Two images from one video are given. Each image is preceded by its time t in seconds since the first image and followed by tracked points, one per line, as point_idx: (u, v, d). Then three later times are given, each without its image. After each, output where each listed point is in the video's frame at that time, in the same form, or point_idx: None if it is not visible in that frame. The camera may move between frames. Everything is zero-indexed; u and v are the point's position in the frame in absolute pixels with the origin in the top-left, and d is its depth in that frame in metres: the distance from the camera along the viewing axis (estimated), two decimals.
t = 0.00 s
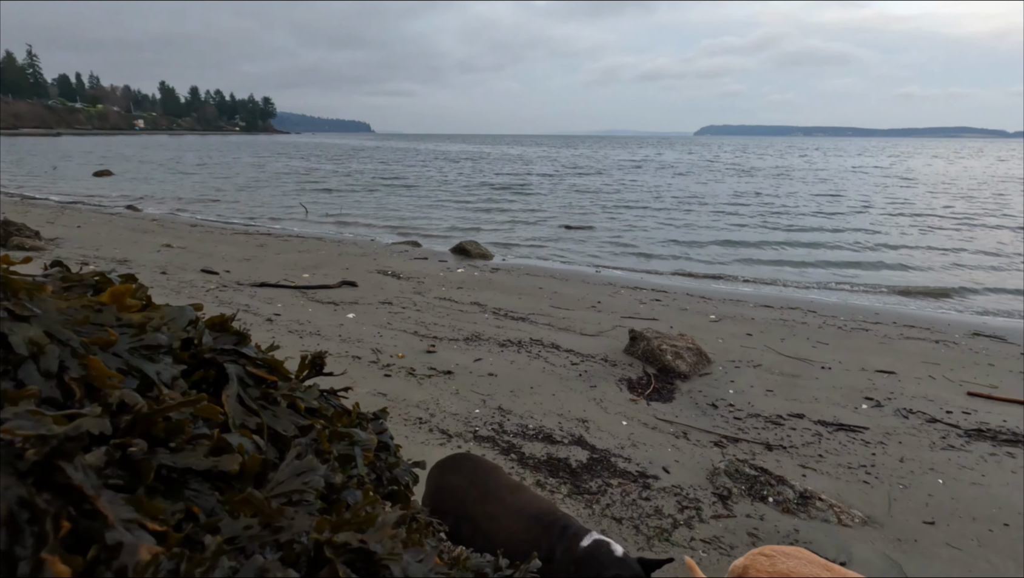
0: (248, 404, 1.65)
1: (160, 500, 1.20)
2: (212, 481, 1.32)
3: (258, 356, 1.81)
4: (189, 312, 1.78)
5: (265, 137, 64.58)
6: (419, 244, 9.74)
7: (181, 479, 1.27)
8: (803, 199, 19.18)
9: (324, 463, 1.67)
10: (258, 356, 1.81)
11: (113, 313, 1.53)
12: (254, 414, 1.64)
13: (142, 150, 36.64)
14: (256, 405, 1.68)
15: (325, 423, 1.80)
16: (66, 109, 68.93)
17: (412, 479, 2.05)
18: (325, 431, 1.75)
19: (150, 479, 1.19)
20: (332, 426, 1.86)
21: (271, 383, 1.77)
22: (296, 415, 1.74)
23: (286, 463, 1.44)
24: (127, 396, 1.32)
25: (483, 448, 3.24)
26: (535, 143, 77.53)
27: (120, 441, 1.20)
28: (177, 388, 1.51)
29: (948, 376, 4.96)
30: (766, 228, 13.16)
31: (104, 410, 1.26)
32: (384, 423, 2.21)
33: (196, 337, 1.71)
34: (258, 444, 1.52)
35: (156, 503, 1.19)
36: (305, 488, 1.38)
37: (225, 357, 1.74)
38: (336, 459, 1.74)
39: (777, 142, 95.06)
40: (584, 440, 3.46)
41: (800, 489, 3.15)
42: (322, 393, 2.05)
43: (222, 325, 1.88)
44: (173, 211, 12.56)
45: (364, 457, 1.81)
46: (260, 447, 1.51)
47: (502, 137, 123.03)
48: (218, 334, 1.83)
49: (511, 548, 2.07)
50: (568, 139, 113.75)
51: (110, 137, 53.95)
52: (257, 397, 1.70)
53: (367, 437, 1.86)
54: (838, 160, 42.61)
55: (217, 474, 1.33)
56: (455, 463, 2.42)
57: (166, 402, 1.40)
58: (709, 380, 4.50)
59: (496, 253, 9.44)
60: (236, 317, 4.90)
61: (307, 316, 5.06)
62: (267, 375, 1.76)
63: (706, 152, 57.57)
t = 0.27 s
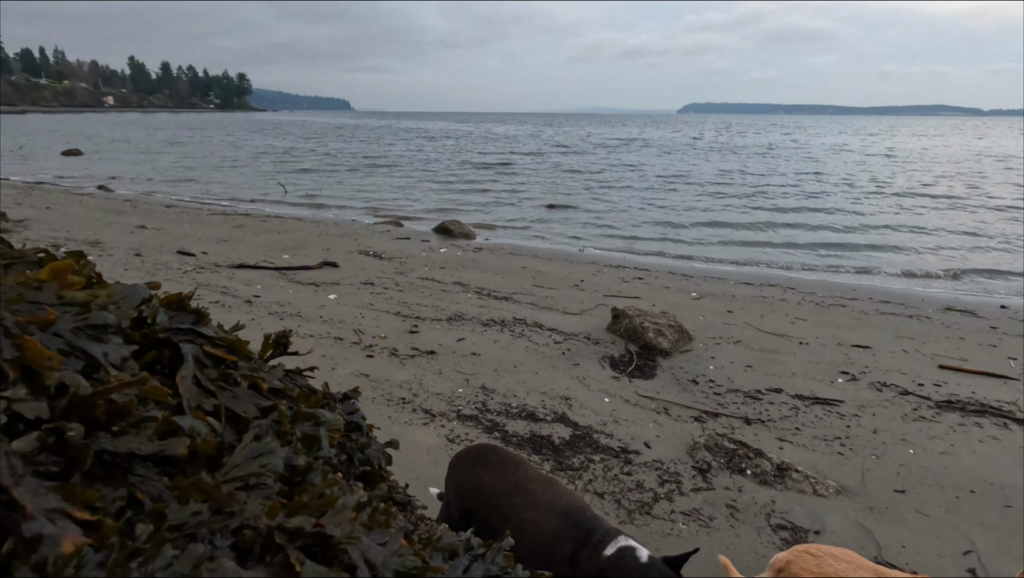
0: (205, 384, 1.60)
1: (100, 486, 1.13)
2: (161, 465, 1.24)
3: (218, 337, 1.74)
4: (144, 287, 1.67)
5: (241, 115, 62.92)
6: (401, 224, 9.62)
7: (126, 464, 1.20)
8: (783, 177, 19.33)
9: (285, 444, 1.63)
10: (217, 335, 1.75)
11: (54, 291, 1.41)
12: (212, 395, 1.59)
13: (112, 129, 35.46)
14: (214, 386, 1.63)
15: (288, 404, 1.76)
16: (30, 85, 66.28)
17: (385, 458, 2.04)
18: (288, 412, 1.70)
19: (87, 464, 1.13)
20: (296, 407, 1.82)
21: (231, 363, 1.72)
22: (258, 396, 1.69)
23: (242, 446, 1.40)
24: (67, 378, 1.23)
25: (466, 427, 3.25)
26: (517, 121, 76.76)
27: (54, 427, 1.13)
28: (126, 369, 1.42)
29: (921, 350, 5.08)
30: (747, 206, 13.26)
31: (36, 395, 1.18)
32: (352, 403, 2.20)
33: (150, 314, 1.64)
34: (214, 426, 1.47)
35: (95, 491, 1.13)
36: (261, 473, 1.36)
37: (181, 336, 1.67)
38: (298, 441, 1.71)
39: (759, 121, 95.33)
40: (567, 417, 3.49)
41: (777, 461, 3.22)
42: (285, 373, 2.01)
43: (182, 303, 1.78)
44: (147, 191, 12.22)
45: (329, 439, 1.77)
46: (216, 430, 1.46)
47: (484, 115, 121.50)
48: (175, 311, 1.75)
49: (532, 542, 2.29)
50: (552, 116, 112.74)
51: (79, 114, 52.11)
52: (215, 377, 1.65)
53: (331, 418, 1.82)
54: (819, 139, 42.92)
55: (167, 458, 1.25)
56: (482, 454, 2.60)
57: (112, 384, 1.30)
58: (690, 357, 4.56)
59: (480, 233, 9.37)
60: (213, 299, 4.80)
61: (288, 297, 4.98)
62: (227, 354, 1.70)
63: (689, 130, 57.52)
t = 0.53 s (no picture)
0: (153, 364, 1.67)
1: (27, 471, 1.24)
2: (97, 446, 1.35)
3: (168, 315, 1.81)
4: (88, 266, 1.76)
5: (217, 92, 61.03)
6: (385, 203, 9.47)
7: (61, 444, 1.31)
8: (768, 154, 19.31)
9: (239, 424, 1.70)
10: (167, 313, 1.81)
11: None
12: (160, 375, 1.66)
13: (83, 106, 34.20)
14: (164, 365, 1.69)
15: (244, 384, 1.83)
16: None
17: (353, 437, 2.10)
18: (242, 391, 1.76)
19: (16, 446, 1.25)
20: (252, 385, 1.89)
21: (182, 342, 1.78)
22: (211, 376, 1.76)
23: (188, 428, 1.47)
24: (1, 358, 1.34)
25: (450, 406, 3.26)
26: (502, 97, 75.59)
27: None
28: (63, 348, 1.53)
29: (897, 324, 5.18)
30: (732, 184, 13.26)
31: None
32: (320, 381, 2.25)
33: (94, 293, 1.71)
34: (160, 406, 1.55)
35: (23, 474, 1.23)
36: (207, 455, 1.43)
37: (128, 315, 1.75)
38: (255, 420, 1.76)
39: (744, 97, 95.02)
40: (550, 394, 3.51)
41: (755, 434, 3.29)
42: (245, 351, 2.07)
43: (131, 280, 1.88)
44: (122, 171, 11.85)
45: (287, 418, 1.82)
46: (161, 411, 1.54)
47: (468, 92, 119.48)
48: (124, 289, 1.84)
49: (557, 545, 2.26)
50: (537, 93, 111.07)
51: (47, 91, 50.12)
52: (165, 356, 1.72)
53: (291, 397, 1.87)
54: (804, 115, 42.88)
55: (102, 439, 1.35)
56: (499, 457, 2.59)
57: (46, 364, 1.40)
58: (673, 333, 4.60)
59: (464, 212, 9.26)
60: (191, 281, 4.71)
61: (268, 278, 4.91)
62: (177, 333, 1.76)
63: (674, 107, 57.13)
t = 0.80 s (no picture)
0: (109, 343, 1.67)
1: None
2: (47, 427, 1.38)
3: (126, 294, 1.82)
4: (40, 244, 1.79)
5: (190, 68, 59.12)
6: (366, 183, 9.32)
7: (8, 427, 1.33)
8: (752, 131, 19.31)
9: (201, 405, 1.68)
10: (124, 293, 1.82)
11: None
12: (116, 354, 1.67)
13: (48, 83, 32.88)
14: (121, 344, 1.70)
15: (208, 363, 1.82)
16: None
17: (327, 417, 2.09)
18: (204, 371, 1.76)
19: None
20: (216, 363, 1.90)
21: (141, 321, 1.79)
22: (172, 355, 1.76)
23: (145, 410, 1.48)
24: None
25: (434, 385, 3.26)
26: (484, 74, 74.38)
27: None
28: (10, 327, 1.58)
29: (873, 298, 5.28)
30: (715, 162, 13.26)
31: None
32: (294, 361, 2.24)
33: (47, 272, 1.74)
34: (116, 385, 1.56)
35: None
36: (166, 435, 1.45)
37: (83, 295, 1.76)
38: (220, 400, 1.75)
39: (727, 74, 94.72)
40: (534, 371, 3.54)
41: (735, 408, 3.35)
42: (211, 330, 2.07)
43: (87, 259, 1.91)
44: (92, 151, 11.47)
45: (254, 398, 1.82)
46: (117, 390, 1.54)
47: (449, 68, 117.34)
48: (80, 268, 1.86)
49: (585, 551, 2.12)
50: (519, 70, 109.62)
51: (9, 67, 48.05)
52: (123, 335, 1.72)
53: (257, 375, 1.87)
54: (787, 92, 42.87)
55: (51, 420, 1.39)
56: (517, 454, 2.40)
57: None
58: (655, 310, 4.63)
59: (447, 191, 9.15)
60: (167, 264, 4.61)
61: (248, 260, 4.82)
62: (134, 313, 1.77)
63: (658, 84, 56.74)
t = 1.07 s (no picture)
0: (64, 326, 1.65)
1: None
2: None
3: (82, 275, 1.80)
4: None
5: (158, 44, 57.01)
6: (345, 163, 9.15)
7: None
8: (733, 108, 19.32)
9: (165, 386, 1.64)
10: (80, 274, 1.79)
11: None
12: (71, 336, 1.64)
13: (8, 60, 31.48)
14: (77, 326, 1.68)
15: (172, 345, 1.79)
16: None
17: (301, 398, 2.06)
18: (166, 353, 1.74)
19: None
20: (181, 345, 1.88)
21: (99, 303, 1.77)
22: (133, 338, 1.74)
23: (102, 394, 1.46)
24: None
25: (417, 365, 3.26)
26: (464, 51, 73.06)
27: None
28: None
29: (849, 273, 5.37)
30: (697, 139, 13.26)
31: None
32: (267, 343, 2.21)
33: None
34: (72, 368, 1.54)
35: None
36: (125, 418, 1.42)
37: (36, 277, 1.73)
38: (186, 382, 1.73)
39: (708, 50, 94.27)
40: (517, 350, 3.55)
41: (715, 382, 3.41)
42: (178, 312, 2.03)
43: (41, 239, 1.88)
44: (58, 131, 11.07)
45: (221, 379, 1.79)
46: (73, 373, 1.52)
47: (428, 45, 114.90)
48: (34, 248, 1.83)
49: (617, 546, 2.13)
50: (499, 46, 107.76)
51: None
52: (80, 318, 1.70)
53: (225, 357, 1.84)
54: (767, 68, 42.85)
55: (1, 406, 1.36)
56: (547, 446, 2.38)
57: None
58: (636, 288, 4.67)
59: (428, 170, 9.03)
60: (140, 247, 4.49)
61: (223, 242, 4.72)
62: (90, 295, 1.74)
63: (639, 61, 56.29)
